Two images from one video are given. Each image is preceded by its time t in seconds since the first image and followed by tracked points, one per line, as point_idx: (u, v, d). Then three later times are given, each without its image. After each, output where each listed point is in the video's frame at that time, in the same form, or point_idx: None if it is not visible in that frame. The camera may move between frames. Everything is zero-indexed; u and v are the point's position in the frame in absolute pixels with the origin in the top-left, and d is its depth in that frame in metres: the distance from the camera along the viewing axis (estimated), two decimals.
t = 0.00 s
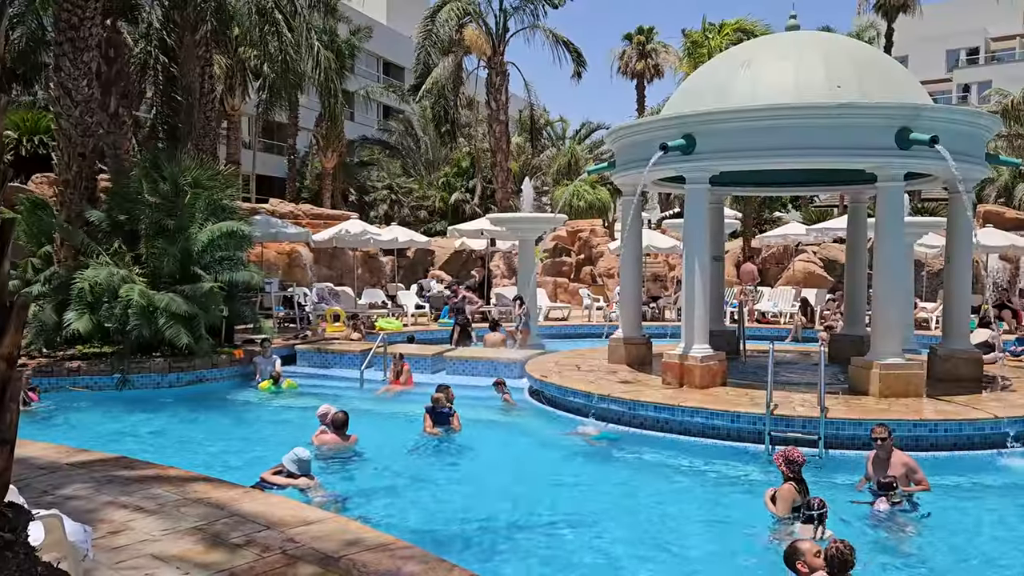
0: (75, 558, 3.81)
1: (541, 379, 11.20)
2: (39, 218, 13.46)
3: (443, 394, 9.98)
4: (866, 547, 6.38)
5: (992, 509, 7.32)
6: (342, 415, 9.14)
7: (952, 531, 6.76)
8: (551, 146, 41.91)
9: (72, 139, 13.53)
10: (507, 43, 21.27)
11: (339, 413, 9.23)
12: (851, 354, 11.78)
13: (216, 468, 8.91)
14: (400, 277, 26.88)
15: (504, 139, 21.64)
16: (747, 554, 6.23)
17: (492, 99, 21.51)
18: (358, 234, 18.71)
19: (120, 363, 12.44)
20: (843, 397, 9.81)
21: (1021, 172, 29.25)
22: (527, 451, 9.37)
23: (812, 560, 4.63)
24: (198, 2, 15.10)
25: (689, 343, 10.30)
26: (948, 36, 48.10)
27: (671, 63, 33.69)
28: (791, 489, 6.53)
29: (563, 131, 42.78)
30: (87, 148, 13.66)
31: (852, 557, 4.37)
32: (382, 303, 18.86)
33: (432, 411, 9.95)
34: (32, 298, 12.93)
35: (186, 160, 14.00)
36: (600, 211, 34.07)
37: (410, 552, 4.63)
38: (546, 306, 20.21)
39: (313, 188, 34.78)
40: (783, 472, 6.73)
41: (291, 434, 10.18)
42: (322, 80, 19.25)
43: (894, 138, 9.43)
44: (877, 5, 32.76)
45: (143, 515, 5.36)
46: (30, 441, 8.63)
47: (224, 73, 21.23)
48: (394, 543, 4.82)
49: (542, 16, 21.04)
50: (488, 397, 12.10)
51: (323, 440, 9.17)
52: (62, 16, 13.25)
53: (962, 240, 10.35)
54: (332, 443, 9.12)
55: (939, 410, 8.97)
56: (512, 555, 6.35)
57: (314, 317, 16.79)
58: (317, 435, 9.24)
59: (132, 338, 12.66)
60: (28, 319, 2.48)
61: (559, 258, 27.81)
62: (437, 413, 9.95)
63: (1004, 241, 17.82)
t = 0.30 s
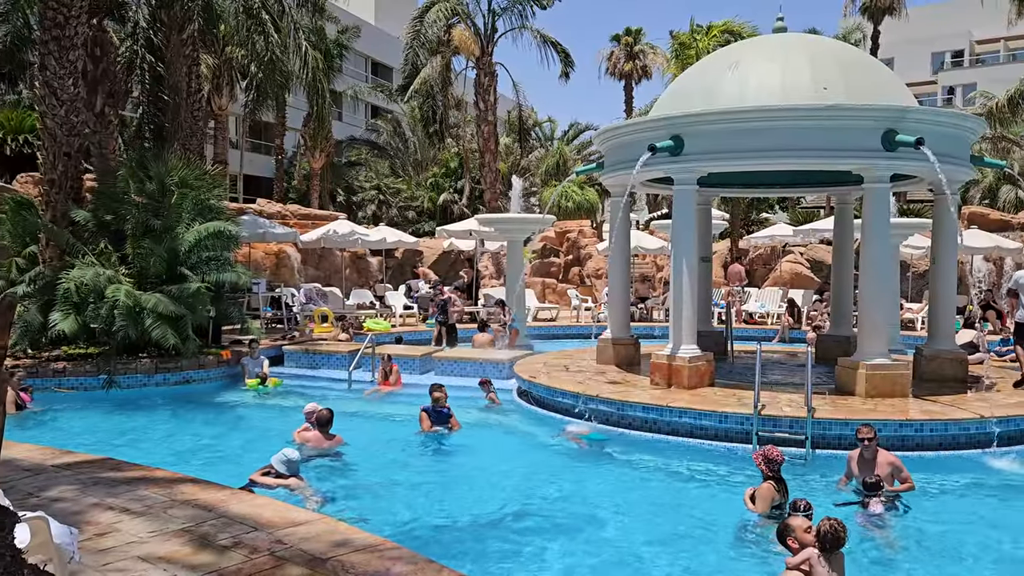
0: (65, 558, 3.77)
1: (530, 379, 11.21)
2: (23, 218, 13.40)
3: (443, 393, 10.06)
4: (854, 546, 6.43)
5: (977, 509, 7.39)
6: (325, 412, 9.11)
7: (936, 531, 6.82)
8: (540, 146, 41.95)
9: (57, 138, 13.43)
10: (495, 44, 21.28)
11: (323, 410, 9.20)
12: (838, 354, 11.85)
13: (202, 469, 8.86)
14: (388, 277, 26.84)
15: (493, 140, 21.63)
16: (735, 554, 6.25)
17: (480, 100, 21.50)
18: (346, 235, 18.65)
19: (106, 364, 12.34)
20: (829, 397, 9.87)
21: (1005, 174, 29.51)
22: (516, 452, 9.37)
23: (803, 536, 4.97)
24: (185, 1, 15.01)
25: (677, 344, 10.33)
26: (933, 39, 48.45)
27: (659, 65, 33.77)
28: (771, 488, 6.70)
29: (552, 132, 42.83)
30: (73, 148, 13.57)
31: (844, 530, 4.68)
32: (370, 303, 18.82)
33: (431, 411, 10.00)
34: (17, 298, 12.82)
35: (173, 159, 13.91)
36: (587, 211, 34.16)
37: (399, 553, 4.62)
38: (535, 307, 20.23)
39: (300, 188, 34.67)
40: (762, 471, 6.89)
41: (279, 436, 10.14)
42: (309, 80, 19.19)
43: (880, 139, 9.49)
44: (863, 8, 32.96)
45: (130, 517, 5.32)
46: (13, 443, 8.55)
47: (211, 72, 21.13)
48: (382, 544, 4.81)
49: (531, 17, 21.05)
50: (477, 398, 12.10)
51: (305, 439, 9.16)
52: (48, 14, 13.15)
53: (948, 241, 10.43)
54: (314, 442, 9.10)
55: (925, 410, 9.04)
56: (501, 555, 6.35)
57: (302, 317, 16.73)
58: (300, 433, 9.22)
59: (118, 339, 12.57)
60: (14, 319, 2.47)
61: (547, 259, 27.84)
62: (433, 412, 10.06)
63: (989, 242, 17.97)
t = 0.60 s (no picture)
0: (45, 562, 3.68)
1: (516, 379, 11.21)
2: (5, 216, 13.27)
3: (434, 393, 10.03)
4: (839, 545, 6.46)
5: (958, 506, 7.46)
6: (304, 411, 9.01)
7: (920, 529, 6.88)
8: (526, 146, 41.97)
9: (40, 137, 13.32)
10: (482, 44, 21.28)
11: (302, 409, 9.09)
12: (822, 353, 11.93)
13: (187, 470, 8.80)
14: (374, 278, 26.77)
15: (479, 140, 21.61)
16: (721, 553, 6.28)
17: (467, 100, 21.47)
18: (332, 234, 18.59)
19: (90, 365, 12.23)
20: (814, 396, 9.93)
21: (987, 175, 29.80)
22: (502, 452, 9.36)
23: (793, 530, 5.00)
24: None
25: (663, 344, 10.37)
26: (916, 40, 48.83)
27: (645, 65, 33.84)
28: (745, 485, 6.87)
29: (538, 132, 42.88)
30: (56, 147, 13.46)
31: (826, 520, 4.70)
32: (356, 303, 18.77)
33: (423, 411, 10.02)
34: None
35: (157, 158, 13.80)
36: (574, 211, 34.24)
37: (385, 554, 4.62)
38: (521, 307, 20.23)
39: (286, 188, 34.51)
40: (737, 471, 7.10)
41: (264, 436, 10.09)
42: (295, 79, 19.09)
43: (864, 140, 9.57)
44: (848, 10, 33.17)
45: (114, 518, 5.28)
46: None
47: (196, 71, 21.00)
48: (369, 545, 4.79)
49: (517, 17, 21.05)
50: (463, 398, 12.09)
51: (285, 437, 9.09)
52: (30, 12, 13.03)
53: (931, 242, 10.52)
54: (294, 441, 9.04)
55: (908, 410, 9.11)
56: (487, 555, 6.35)
57: (288, 317, 16.65)
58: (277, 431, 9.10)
59: (102, 339, 12.47)
60: None
61: (534, 259, 27.86)
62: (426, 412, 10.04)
63: (971, 243, 18.14)
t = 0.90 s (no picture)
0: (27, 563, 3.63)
1: (501, 378, 11.22)
2: None
3: (424, 394, 10.18)
4: (822, 542, 6.50)
5: (939, 503, 7.53)
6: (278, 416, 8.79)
7: (901, 525, 6.93)
8: (511, 145, 41.97)
9: (20, 135, 13.19)
10: (467, 43, 21.25)
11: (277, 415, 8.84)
12: (805, 352, 12.01)
13: (170, 470, 8.73)
14: (359, 277, 26.70)
15: (464, 139, 21.58)
16: (706, 551, 6.31)
17: (451, 99, 21.43)
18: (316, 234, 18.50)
19: (70, 365, 12.10)
20: (797, 394, 10.00)
21: (967, 175, 30.10)
22: (487, 451, 9.35)
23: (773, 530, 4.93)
24: None
25: (647, 342, 10.40)
26: (897, 41, 49.25)
27: (629, 65, 33.89)
28: (720, 482, 6.90)
29: (523, 131, 42.92)
30: (36, 145, 13.34)
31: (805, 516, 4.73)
32: (341, 303, 18.69)
33: (412, 411, 10.17)
34: None
35: (139, 157, 13.66)
36: (559, 211, 34.32)
37: (370, 553, 4.61)
38: (506, 306, 20.23)
39: (270, 187, 34.31)
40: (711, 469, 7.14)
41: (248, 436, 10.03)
42: (279, 77, 18.97)
43: (846, 140, 9.64)
44: (830, 10, 33.41)
45: (96, 520, 5.23)
46: None
47: (178, 69, 20.85)
48: (353, 545, 4.78)
49: (501, 16, 21.03)
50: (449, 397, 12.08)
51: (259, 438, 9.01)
52: (9, 9, 12.88)
53: (912, 241, 10.61)
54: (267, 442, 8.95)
55: (889, 407, 9.20)
56: (472, 555, 6.34)
57: (272, 317, 16.55)
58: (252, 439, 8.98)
59: (84, 340, 12.34)
60: None
61: (519, 258, 27.87)
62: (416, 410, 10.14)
63: (951, 242, 18.32)
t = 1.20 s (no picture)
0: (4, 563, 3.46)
1: (483, 377, 11.21)
2: None
3: (413, 392, 10.21)
4: (803, 539, 6.54)
5: (917, 499, 7.60)
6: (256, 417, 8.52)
7: (880, 522, 7.00)
8: (494, 144, 41.97)
9: None
10: (449, 42, 21.22)
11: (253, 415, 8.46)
12: (786, 350, 12.10)
13: (150, 471, 8.66)
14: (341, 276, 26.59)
15: (446, 138, 21.54)
16: (687, 549, 6.34)
17: (434, 97, 21.39)
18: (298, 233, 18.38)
19: (49, 366, 11.97)
20: (778, 392, 10.06)
21: (945, 174, 30.43)
22: (470, 450, 9.34)
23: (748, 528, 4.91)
24: None
25: (630, 341, 10.43)
26: (876, 42, 49.71)
27: (612, 64, 33.95)
28: (690, 479, 7.04)
29: (506, 130, 42.93)
30: (13, 143, 13.30)
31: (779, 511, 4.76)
32: (323, 302, 18.61)
33: (400, 408, 10.21)
34: None
35: (118, 155, 13.52)
36: (542, 210, 34.37)
37: (352, 553, 4.59)
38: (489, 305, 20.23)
39: (251, 185, 34.08)
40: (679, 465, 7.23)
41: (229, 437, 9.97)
42: (260, 76, 18.85)
43: (826, 140, 9.72)
44: (810, 11, 33.64)
45: (74, 521, 5.18)
46: None
47: (157, 67, 20.69)
48: (335, 545, 4.76)
49: (484, 15, 21.01)
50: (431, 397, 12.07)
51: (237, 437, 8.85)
52: None
53: (891, 240, 10.71)
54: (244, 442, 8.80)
55: (868, 405, 9.28)
56: (454, 554, 6.33)
57: (253, 316, 16.44)
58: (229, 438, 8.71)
59: (62, 340, 12.21)
60: None
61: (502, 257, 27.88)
62: (406, 406, 10.21)
63: (930, 241, 18.50)
